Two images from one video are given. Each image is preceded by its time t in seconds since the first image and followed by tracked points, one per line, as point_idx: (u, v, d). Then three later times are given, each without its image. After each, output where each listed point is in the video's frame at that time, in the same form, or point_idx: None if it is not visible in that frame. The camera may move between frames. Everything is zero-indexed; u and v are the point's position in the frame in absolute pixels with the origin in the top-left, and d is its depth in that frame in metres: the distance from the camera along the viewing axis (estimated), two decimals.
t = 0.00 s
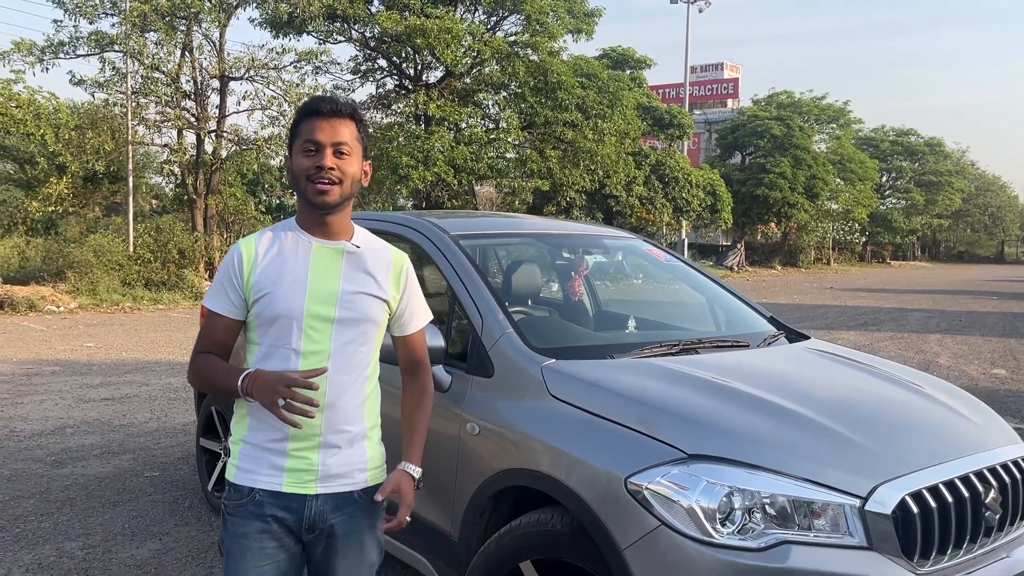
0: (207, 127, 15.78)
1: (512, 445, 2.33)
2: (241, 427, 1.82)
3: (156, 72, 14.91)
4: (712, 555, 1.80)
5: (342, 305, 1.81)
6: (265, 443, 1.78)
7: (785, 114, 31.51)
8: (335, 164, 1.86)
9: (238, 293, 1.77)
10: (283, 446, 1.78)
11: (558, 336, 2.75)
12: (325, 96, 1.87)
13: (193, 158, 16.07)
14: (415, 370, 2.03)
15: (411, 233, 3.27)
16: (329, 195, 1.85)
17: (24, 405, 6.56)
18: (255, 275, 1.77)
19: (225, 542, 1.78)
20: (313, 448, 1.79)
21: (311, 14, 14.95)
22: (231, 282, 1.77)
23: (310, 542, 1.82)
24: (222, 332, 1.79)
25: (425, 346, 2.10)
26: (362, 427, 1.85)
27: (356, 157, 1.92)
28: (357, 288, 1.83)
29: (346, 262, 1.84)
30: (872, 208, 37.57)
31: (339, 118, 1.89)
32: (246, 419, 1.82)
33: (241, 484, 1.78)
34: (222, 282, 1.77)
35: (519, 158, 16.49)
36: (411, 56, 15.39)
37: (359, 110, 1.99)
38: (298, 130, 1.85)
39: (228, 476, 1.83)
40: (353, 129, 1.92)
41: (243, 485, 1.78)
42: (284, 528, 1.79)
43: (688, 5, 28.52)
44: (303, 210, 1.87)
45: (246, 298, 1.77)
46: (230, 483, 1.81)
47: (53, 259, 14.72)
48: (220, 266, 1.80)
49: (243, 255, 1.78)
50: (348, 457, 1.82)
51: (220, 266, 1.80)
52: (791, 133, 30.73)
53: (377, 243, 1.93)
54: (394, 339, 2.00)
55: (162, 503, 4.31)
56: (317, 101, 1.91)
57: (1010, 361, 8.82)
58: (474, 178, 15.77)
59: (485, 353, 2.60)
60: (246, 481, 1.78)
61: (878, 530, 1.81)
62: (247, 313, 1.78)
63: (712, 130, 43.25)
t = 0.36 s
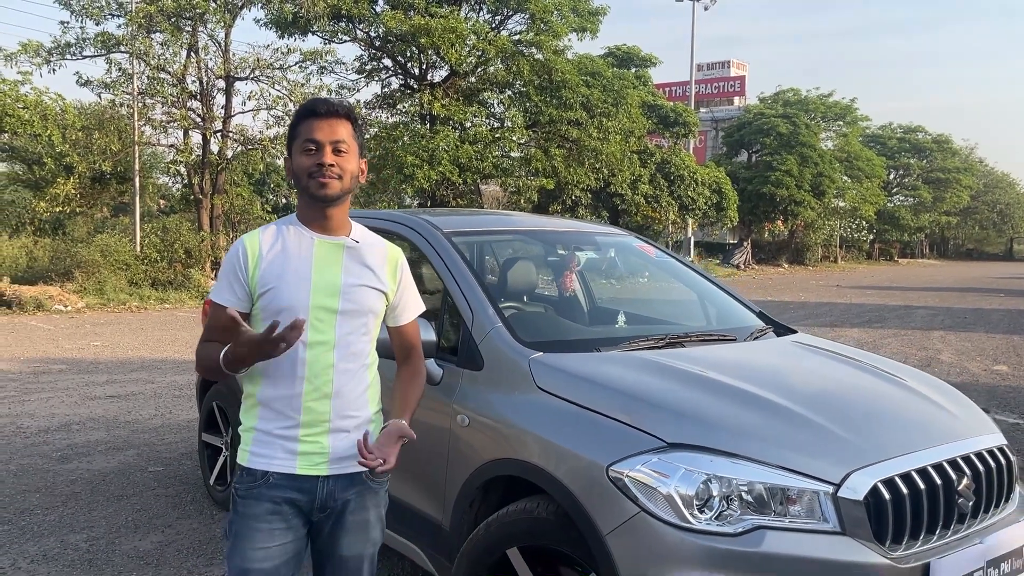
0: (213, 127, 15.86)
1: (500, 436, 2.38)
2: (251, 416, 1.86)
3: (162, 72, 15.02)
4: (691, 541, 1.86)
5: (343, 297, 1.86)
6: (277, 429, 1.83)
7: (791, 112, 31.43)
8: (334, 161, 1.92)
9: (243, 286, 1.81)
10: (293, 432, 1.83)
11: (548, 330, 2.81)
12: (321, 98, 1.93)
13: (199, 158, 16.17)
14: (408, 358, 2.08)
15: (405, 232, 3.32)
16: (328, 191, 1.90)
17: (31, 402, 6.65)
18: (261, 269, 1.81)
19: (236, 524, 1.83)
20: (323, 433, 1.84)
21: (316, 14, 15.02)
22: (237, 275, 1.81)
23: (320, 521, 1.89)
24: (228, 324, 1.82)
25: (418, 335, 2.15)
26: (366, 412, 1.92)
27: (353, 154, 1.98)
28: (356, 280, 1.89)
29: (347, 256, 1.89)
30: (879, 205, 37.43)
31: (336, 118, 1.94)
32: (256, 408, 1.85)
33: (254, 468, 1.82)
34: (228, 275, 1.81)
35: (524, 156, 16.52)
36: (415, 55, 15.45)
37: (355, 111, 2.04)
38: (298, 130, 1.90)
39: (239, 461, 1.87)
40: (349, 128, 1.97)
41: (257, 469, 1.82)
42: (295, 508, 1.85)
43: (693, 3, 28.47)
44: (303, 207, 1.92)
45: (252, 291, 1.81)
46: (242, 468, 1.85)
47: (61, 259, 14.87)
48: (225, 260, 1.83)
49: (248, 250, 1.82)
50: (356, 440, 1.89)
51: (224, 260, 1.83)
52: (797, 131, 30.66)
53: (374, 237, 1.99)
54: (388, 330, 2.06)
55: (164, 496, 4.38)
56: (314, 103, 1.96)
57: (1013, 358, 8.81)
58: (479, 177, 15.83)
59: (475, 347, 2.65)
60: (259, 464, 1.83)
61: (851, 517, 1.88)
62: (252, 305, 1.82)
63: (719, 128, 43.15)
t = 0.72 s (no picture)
0: (218, 127, 15.93)
1: (501, 430, 2.39)
2: (264, 411, 1.88)
3: (166, 72, 15.07)
4: (687, 533, 1.87)
5: (352, 292, 1.88)
6: (287, 423, 1.85)
7: (795, 108, 31.37)
8: (333, 160, 1.93)
9: (254, 283, 1.84)
10: (304, 426, 1.85)
11: (548, 326, 2.82)
12: (319, 99, 1.94)
13: (203, 157, 16.23)
14: (416, 354, 2.10)
15: (406, 229, 3.33)
16: (330, 190, 1.92)
17: (37, 401, 6.69)
18: (272, 266, 1.84)
19: (248, 516, 1.85)
20: (333, 427, 1.87)
21: (319, 12, 15.06)
22: (249, 273, 1.84)
23: (328, 513, 1.91)
24: (242, 320, 1.85)
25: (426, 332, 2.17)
26: (376, 406, 1.94)
27: (355, 153, 1.99)
28: (365, 277, 1.91)
29: (355, 253, 1.91)
30: (884, 201, 37.32)
31: (337, 118, 1.96)
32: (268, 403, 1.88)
33: (265, 461, 1.84)
34: (242, 273, 1.84)
35: (527, 154, 16.54)
36: (419, 54, 15.48)
37: (356, 111, 2.06)
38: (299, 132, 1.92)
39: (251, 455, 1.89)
40: (350, 128, 1.99)
41: (267, 462, 1.84)
42: (305, 501, 1.86)
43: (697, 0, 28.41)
44: (308, 207, 1.95)
45: (263, 287, 1.84)
46: (252, 461, 1.87)
47: (66, 259, 14.92)
48: (237, 258, 1.86)
49: (258, 248, 1.85)
50: (366, 435, 1.91)
51: (238, 258, 1.86)
52: (801, 128, 30.59)
53: (381, 234, 2.00)
54: (396, 326, 2.08)
55: (169, 493, 4.41)
56: (315, 105, 1.98)
57: (1017, 354, 8.81)
58: (483, 175, 15.84)
59: (475, 343, 2.67)
60: (270, 458, 1.84)
61: (846, 509, 1.89)
62: (264, 301, 1.85)
63: (723, 125, 43.07)
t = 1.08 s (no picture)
0: (219, 125, 15.93)
1: (505, 428, 2.39)
2: (263, 407, 1.89)
3: (167, 71, 15.07)
4: (692, 530, 1.87)
5: (351, 290, 1.87)
6: (286, 420, 1.85)
7: (797, 105, 31.33)
8: (338, 158, 1.93)
9: (254, 280, 1.85)
10: (302, 422, 1.85)
11: (552, 323, 2.82)
12: (329, 95, 1.94)
13: (205, 156, 16.24)
14: (419, 353, 2.08)
15: (410, 227, 3.34)
16: (333, 187, 1.91)
17: (40, 400, 6.69)
18: (270, 263, 1.84)
19: (247, 513, 1.85)
20: (330, 424, 1.86)
21: (320, 11, 15.06)
22: (249, 270, 1.85)
23: (327, 511, 1.90)
24: (241, 317, 1.86)
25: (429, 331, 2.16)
26: (375, 404, 1.93)
27: (360, 152, 1.98)
28: (365, 274, 1.90)
29: (355, 250, 1.90)
30: (886, 198, 37.26)
31: (344, 116, 1.96)
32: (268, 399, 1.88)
33: (264, 457, 1.85)
34: (242, 270, 1.85)
35: (529, 152, 16.52)
36: (420, 52, 15.47)
37: (364, 109, 2.05)
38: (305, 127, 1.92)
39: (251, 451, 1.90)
40: (357, 127, 1.98)
41: (266, 458, 1.84)
42: (304, 498, 1.86)
43: None
44: (310, 203, 1.94)
45: (263, 285, 1.85)
46: (252, 458, 1.87)
47: (68, 258, 14.92)
48: (238, 256, 1.87)
49: (258, 245, 1.85)
50: (365, 432, 1.90)
51: (238, 256, 1.87)
52: (803, 124, 30.56)
53: (383, 232, 1.99)
54: (399, 324, 2.07)
55: (173, 492, 4.41)
56: (323, 101, 1.97)
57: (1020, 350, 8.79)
58: (484, 173, 15.83)
59: (480, 341, 2.66)
60: (268, 454, 1.85)
61: (853, 505, 1.88)
62: (264, 299, 1.86)
63: (724, 122, 43.02)
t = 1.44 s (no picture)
0: (219, 124, 15.92)
1: (508, 427, 2.38)
2: (265, 407, 1.87)
3: (167, 69, 15.06)
4: (698, 529, 1.86)
5: (351, 288, 1.87)
6: (289, 420, 1.84)
7: (798, 102, 31.29)
8: (342, 158, 1.92)
9: (253, 279, 1.83)
10: (304, 422, 1.83)
11: (556, 322, 2.81)
12: (336, 94, 1.93)
13: (206, 155, 16.22)
14: (417, 351, 2.08)
15: (412, 225, 3.32)
16: (335, 186, 1.90)
17: (42, 399, 6.70)
18: (270, 262, 1.83)
19: (250, 513, 1.84)
20: (333, 423, 1.85)
21: (320, 9, 15.06)
22: (247, 269, 1.83)
23: (332, 510, 1.89)
24: (240, 317, 1.84)
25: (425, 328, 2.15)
26: (376, 402, 1.92)
27: (364, 152, 1.97)
28: (364, 273, 1.89)
29: (354, 249, 1.89)
30: (887, 195, 37.20)
31: (349, 115, 1.95)
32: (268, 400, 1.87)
33: (266, 457, 1.83)
34: (240, 268, 1.83)
35: (530, 149, 16.50)
36: (421, 50, 15.45)
37: (368, 109, 2.04)
38: (310, 126, 1.90)
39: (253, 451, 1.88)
40: (362, 128, 1.97)
41: (268, 458, 1.83)
42: (307, 497, 1.85)
43: None
44: (311, 201, 1.93)
45: (262, 283, 1.83)
46: (254, 457, 1.86)
47: (69, 257, 14.92)
48: (236, 254, 1.85)
49: (257, 243, 1.84)
50: (367, 429, 1.90)
51: (235, 254, 1.85)
52: (804, 121, 30.52)
53: (382, 230, 1.99)
54: (396, 321, 2.06)
55: (175, 491, 4.41)
56: (329, 99, 1.96)
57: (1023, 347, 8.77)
58: (485, 171, 15.80)
59: (483, 340, 2.65)
60: (271, 454, 1.83)
61: (860, 505, 1.87)
62: (263, 297, 1.84)
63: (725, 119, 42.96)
